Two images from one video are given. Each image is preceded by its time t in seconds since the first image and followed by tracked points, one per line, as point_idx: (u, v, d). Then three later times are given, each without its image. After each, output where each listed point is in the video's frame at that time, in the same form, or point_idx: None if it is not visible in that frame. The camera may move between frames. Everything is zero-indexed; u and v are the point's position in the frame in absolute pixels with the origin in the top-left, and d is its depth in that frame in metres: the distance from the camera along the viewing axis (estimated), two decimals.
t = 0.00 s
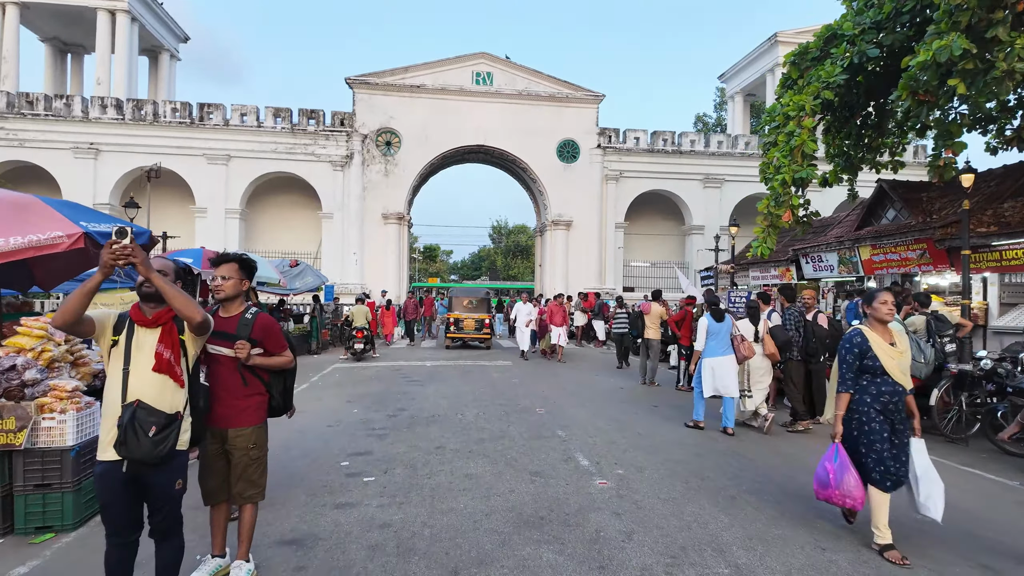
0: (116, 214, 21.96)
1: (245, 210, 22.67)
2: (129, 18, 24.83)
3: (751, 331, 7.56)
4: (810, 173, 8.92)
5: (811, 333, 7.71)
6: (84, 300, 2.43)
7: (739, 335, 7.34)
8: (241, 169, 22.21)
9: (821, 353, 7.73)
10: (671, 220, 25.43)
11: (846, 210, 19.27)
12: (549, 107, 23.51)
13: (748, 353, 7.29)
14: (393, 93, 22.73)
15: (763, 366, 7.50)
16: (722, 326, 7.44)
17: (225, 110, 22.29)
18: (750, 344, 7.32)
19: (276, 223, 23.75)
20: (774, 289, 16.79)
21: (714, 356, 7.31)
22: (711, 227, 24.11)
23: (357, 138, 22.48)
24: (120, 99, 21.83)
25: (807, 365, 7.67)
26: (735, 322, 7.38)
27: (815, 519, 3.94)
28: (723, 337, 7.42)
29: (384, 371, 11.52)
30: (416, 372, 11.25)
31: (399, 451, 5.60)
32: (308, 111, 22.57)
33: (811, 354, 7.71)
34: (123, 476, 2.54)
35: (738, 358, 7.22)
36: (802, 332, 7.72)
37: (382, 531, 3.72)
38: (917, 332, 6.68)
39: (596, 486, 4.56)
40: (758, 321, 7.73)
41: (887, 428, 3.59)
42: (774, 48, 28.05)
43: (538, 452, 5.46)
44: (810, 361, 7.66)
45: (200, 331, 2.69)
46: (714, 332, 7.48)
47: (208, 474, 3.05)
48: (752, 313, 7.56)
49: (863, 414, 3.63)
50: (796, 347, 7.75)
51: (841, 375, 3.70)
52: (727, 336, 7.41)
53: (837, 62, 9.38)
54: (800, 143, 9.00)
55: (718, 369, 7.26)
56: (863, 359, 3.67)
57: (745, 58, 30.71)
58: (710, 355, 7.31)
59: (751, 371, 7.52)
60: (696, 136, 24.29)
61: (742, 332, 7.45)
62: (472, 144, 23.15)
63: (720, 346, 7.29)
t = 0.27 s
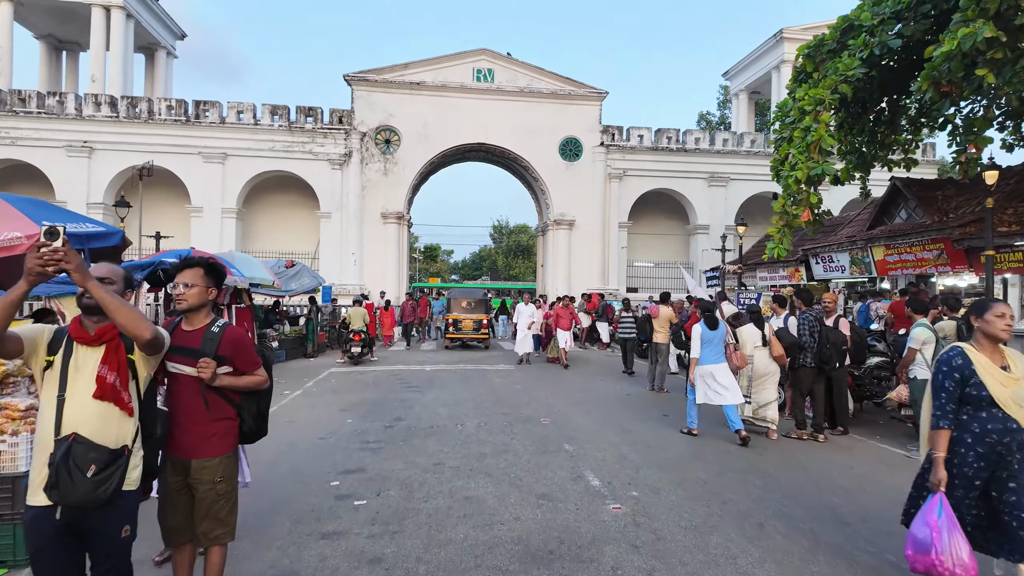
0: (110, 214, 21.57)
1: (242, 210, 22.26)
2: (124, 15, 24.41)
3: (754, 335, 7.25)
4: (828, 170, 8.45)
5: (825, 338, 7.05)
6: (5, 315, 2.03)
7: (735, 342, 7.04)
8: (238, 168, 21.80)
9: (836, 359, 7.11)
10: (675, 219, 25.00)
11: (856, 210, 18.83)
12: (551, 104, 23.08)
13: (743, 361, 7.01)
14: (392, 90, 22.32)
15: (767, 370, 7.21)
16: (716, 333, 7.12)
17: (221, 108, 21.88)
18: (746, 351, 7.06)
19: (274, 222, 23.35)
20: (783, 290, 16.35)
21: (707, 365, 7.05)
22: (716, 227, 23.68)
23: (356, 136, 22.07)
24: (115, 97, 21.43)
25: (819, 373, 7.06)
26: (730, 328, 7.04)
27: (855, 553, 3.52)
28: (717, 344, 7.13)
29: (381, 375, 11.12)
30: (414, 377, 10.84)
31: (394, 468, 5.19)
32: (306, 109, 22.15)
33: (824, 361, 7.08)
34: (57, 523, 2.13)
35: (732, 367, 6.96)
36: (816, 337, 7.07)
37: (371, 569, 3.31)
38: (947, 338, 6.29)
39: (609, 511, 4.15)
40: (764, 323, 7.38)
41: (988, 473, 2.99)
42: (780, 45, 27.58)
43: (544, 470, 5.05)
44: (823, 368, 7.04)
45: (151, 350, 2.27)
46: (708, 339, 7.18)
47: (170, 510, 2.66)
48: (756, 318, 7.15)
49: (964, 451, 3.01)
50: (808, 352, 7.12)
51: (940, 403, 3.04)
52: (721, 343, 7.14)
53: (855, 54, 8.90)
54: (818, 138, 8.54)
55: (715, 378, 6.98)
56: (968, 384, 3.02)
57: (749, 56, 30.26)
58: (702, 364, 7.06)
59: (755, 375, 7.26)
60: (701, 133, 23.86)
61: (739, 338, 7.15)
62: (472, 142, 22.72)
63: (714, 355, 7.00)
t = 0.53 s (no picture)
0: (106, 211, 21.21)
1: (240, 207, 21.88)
2: (120, 9, 24.03)
3: (757, 334, 7.28)
4: (849, 161, 8.00)
5: (841, 337, 6.53)
6: None
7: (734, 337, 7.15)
8: (235, 164, 21.43)
9: (854, 361, 6.57)
10: (680, 217, 24.61)
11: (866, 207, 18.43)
12: (554, 100, 22.69)
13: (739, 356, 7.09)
14: (392, 85, 21.95)
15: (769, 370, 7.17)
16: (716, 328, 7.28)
17: (219, 103, 21.51)
18: (744, 346, 7.15)
19: (272, 220, 22.97)
20: (793, 288, 15.95)
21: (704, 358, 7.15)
22: (721, 225, 23.29)
23: (356, 132, 21.68)
24: (110, 92, 21.05)
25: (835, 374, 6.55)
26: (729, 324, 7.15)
27: None
28: (716, 339, 7.26)
29: (381, 376, 10.75)
30: (415, 377, 10.46)
31: (394, 477, 4.81)
32: (305, 104, 21.78)
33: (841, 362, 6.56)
34: None
35: (728, 361, 7.04)
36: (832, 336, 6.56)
37: None
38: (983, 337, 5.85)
39: (630, 528, 3.78)
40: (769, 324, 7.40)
41: None
42: (787, 40, 27.16)
43: (556, 480, 4.67)
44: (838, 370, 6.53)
45: (95, 351, 1.89)
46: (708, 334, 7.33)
47: (130, 537, 2.28)
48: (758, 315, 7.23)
49: None
50: (822, 351, 6.62)
51: None
52: (721, 337, 7.30)
53: (876, 40, 8.50)
54: (838, 128, 8.08)
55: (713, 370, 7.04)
56: None
57: (755, 51, 29.85)
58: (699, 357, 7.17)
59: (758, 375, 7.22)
60: (707, 130, 23.47)
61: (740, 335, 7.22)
62: (474, 139, 22.33)
63: (712, 348, 7.10)
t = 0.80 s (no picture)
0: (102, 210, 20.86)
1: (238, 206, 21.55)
2: (117, 6, 23.67)
3: (763, 335, 7.11)
4: (873, 156, 7.55)
5: (854, 342, 6.14)
6: None
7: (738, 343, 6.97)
8: (233, 163, 21.06)
9: (869, 367, 6.18)
10: (685, 216, 24.20)
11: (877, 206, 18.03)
12: (557, 97, 22.30)
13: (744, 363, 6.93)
14: (393, 82, 21.56)
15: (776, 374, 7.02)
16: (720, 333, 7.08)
17: (216, 101, 21.14)
18: (749, 351, 6.97)
19: (271, 219, 22.63)
20: (803, 289, 15.54)
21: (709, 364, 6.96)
22: (727, 224, 22.90)
23: (356, 130, 21.30)
24: (106, 89, 20.70)
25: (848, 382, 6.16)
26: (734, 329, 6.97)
27: None
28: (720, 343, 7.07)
29: (380, 380, 10.37)
30: (416, 382, 10.08)
31: (392, 497, 4.44)
32: (304, 102, 21.41)
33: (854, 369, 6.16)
34: None
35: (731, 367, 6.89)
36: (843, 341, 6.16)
37: None
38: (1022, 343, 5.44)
39: (652, 559, 3.40)
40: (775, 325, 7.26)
41: None
42: (793, 37, 26.71)
43: (567, 501, 4.30)
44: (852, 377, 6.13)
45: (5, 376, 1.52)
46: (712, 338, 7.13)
47: None
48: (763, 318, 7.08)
49: None
50: (834, 357, 6.22)
51: None
52: (725, 343, 7.09)
53: (899, 30, 8.06)
54: (860, 122, 7.65)
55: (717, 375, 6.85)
56: None
57: (760, 49, 29.44)
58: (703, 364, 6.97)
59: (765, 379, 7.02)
60: (713, 128, 23.08)
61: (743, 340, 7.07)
62: (476, 137, 21.95)
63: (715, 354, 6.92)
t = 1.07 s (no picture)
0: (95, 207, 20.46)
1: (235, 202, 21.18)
2: None
3: (770, 334, 6.83)
4: (897, 145, 7.16)
5: (867, 340, 5.91)
6: None
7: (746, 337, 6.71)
8: (230, 158, 20.67)
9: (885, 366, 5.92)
10: (690, 213, 23.82)
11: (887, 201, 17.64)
12: (560, 91, 21.89)
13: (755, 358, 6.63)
14: (392, 76, 21.17)
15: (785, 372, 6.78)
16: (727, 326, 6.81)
17: (212, 95, 20.74)
18: (758, 347, 6.70)
19: (268, 215, 22.24)
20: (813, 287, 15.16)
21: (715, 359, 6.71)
22: (733, 221, 22.51)
23: (354, 125, 20.92)
24: (100, 83, 20.29)
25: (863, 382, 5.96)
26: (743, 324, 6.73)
27: None
28: (726, 338, 6.79)
29: (378, 381, 9.99)
30: (415, 382, 9.69)
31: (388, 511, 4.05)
32: (302, 96, 21.02)
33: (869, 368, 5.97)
34: None
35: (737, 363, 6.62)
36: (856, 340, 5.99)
37: None
38: None
39: None
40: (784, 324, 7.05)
41: None
42: (799, 31, 26.26)
43: (580, 516, 3.91)
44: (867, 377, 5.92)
45: None
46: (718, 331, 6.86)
47: None
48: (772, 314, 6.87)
49: None
50: (848, 357, 6.04)
51: None
52: (732, 336, 6.82)
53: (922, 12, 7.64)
54: (883, 109, 7.24)
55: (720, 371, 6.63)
56: None
57: (765, 44, 29.01)
58: (709, 358, 6.73)
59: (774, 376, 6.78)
60: (718, 123, 22.69)
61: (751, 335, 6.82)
62: (477, 132, 21.56)
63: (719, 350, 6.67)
